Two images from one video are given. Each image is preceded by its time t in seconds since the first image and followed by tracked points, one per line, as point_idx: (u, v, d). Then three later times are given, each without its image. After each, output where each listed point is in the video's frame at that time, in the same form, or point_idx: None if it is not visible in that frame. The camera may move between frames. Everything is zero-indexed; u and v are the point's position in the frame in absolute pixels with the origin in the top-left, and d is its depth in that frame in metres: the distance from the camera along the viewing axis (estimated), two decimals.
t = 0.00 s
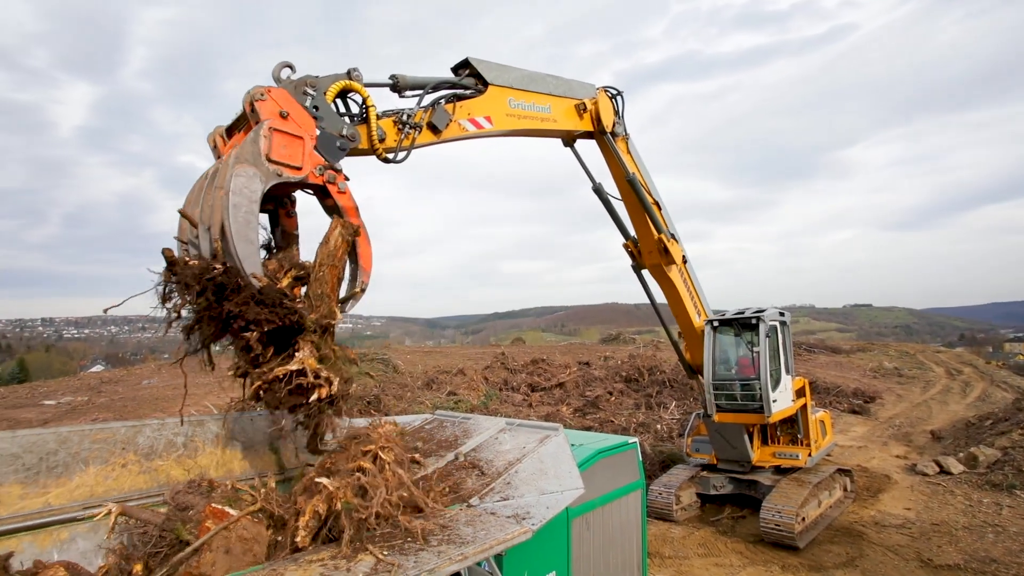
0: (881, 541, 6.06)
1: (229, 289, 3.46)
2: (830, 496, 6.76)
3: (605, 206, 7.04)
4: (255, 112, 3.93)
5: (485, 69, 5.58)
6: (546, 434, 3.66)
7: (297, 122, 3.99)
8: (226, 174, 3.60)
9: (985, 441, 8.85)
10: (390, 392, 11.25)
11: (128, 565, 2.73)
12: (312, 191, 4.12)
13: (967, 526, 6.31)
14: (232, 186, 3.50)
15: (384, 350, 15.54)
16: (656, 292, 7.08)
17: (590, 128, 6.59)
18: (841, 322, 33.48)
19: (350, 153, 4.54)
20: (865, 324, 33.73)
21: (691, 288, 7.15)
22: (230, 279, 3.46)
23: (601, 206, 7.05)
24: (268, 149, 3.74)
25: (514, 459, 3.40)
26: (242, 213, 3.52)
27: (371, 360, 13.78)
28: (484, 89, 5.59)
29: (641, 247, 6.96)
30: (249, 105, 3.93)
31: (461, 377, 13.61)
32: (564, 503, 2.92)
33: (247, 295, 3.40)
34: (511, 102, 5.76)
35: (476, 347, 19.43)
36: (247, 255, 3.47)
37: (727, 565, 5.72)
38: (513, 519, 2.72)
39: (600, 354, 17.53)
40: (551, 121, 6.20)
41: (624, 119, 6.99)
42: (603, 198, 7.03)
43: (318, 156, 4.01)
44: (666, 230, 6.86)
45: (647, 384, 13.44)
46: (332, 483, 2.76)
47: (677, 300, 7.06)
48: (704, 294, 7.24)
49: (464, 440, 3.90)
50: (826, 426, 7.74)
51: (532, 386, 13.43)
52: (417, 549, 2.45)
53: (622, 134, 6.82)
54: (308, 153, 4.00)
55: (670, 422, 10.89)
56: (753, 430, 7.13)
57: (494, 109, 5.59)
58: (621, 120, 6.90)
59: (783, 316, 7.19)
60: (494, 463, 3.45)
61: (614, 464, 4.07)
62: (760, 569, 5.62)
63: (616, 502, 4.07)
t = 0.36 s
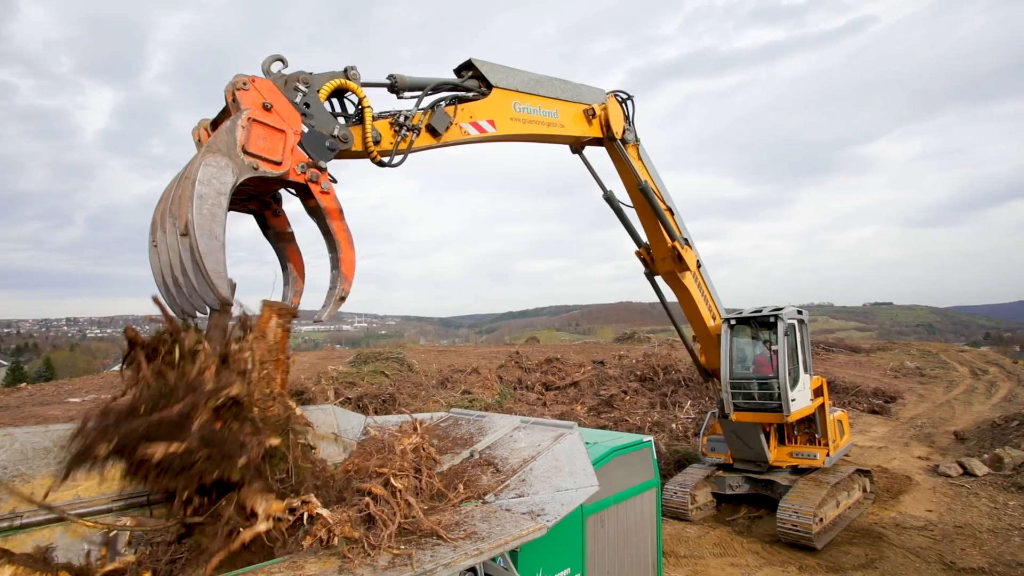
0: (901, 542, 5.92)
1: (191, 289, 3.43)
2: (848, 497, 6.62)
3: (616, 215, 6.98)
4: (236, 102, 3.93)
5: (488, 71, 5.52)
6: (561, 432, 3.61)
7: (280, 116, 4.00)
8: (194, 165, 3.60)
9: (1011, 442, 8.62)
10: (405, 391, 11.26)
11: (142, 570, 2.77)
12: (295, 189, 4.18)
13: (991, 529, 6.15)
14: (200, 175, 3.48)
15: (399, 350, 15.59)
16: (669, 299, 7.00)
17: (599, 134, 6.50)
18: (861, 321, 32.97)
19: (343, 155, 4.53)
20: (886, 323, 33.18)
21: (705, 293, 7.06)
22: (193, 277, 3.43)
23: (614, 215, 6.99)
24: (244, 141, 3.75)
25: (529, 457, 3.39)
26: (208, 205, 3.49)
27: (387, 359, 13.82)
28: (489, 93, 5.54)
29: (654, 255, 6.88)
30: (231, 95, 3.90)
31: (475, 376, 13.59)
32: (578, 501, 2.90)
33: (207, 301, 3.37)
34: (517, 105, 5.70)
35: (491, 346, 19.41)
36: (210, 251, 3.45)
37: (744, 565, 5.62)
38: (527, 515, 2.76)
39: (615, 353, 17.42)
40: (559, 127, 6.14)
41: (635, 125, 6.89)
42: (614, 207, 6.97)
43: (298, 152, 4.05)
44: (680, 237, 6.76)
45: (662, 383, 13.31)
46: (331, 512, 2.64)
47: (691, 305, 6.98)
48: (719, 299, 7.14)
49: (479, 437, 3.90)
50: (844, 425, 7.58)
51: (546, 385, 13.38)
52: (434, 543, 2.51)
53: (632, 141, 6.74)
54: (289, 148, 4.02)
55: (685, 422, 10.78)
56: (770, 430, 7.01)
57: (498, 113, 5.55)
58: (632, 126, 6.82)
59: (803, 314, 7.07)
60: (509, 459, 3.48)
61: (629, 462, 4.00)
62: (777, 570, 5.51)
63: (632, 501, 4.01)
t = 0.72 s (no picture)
0: (923, 545, 5.77)
1: (186, 291, 3.44)
2: (867, 498, 6.47)
3: (629, 218, 6.89)
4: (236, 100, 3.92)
5: (498, 71, 5.47)
6: (574, 430, 3.54)
7: (281, 114, 3.99)
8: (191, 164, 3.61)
9: None
10: (418, 389, 11.25)
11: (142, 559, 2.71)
12: (297, 190, 4.16)
13: (1016, 532, 5.97)
14: (195, 175, 3.50)
15: (413, 348, 15.60)
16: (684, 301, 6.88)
17: (612, 135, 6.40)
18: (881, 319, 32.42)
19: (347, 156, 4.49)
20: (907, 322, 32.60)
21: (720, 295, 6.94)
22: (187, 280, 3.44)
23: (627, 218, 6.90)
24: (242, 139, 3.75)
25: (542, 454, 3.33)
26: (203, 206, 3.51)
27: (401, 357, 13.82)
28: (498, 95, 5.48)
29: (668, 257, 6.78)
30: (230, 95, 3.90)
31: (489, 375, 13.55)
32: (592, 499, 2.87)
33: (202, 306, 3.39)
34: (527, 107, 5.64)
35: (505, 345, 19.36)
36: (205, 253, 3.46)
37: (759, 565, 5.51)
38: (540, 513, 2.71)
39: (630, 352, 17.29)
40: (571, 128, 6.07)
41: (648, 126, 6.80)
42: (627, 212, 6.88)
43: (298, 153, 4.04)
44: (694, 239, 6.65)
45: (676, 382, 13.17)
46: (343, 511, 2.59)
47: (706, 308, 6.86)
48: (735, 302, 7.02)
49: (493, 435, 3.84)
50: (863, 426, 7.42)
51: (560, 383, 13.29)
52: (447, 540, 2.47)
53: (645, 143, 6.66)
54: (289, 147, 4.00)
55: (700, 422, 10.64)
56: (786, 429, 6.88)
57: (507, 114, 5.49)
58: (645, 129, 6.72)
59: (822, 313, 6.95)
60: (522, 457, 3.42)
61: (642, 460, 3.93)
62: (794, 571, 5.39)
63: (645, 500, 3.94)
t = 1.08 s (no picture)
0: (942, 547, 5.63)
1: (203, 288, 3.45)
2: (884, 499, 6.34)
3: (641, 216, 6.80)
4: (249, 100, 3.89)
5: (509, 69, 5.40)
6: (585, 427, 3.48)
7: (294, 113, 3.96)
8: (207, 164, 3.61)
9: None
10: (429, 387, 11.23)
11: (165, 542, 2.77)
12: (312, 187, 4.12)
13: None
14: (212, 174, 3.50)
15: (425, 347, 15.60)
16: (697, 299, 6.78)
17: (623, 133, 6.32)
18: (899, 318, 31.92)
19: (360, 154, 4.46)
20: (926, 321, 32.07)
21: (733, 293, 6.83)
22: (206, 278, 3.44)
23: (639, 216, 6.81)
24: (257, 139, 3.72)
25: (553, 452, 3.27)
26: (219, 204, 3.50)
27: (413, 356, 13.83)
28: (510, 93, 5.42)
29: (680, 255, 6.68)
30: (245, 95, 3.88)
31: (500, 374, 13.51)
32: (602, 497, 2.83)
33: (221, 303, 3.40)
34: (538, 104, 5.58)
35: (517, 344, 19.32)
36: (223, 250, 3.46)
37: (773, 566, 5.41)
38: (551, 510, 2.66)
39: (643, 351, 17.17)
40: (582, 126, 6.00)
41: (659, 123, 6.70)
42: (638, 211, 6.78)
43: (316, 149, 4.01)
44: (707, 237, 6.55)
45: (690, 381, 13.03)
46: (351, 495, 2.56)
47: (719, 305, 6.75)
48: (749, 300, 6.91)
49: (504, 432, 3.79)
50: (880, 426, 7.28)
51: (572, 382, 13.21)
52: (456, 535, 2.43)
53: (657, 141, 6.56)
54: (303, 145, 3.97)
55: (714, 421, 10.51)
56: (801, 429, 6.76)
57: (519, 112, 5.43)
58: (656, 126, 6.63)
59: (836, 310, 6.81)
60: (533, 454, 3.37)
61: (654, 458, 3.86)
62: (809, 572, 5.28)
63: (658, 498, 3.87)
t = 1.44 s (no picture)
0: (957, 551, 5.51)
1: (256, 286, 3.51)
2: (897, 501, 6.23)
3: (649, 211, 6.72)
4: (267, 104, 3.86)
5: (516, 62, 5.35)
6: (595, 427, 3.42)
7: (308, 111, 3.94)
8: (242, 169, 3.58)
9: None
10: (438, 387, 11.20)
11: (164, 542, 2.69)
12: (334, 179, 4.09)
13: None
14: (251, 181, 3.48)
15: (434, 347, 15.59)
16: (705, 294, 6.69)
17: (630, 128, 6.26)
18: (913, 317, 31.52)
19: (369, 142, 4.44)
20: (941, 320, 31.65)
21: (742, 288, 6.74)
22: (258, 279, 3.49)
23: (646, 211, 6.74)
24: (285, 143, 3.71)
25: (563, 452, 3.22)
26: (262, 208, 3.50)
27: (421, 356, 13.81)
28: (517, 84, 5.38)
29: (688, 250, 6.60)
30: (261, 100, 3.85)
31: (509, 373, 13.46)
32: (612, 498, 2.75)
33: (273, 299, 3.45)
34: (544, 97, 5.53)
35: (526, 344, 19.26)
36: (270, 252, 3.48)
37: (784, 568, 5.33)
38: (560, 511, 2.61)
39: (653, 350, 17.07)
40: (590, 119, 5.93)
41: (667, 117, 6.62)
42: (646, 205, 6.70)
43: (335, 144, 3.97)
44: (715, 232, 6.47)
45: (699, 381, 12.91)
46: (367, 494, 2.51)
47: (728, 301, 6.66)
48: (758, 296, 6.81)
49: (512, 433, 3.74)
50: (894, 426, 7.16)
51: (581, 382, 13.14)
52: (466, 535, 2.38)
53: (665, 135, 6.48)
54: (326, 142, 3.95)
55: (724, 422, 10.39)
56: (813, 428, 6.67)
57: (525, 104, 5.38)
58: (664, 120, 6.55)
59: (846, 309, 6.71)
60: (542, 455, 3.32)
61: (664, 458, 3.80)
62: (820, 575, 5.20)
63: (667, 499, 3.81)
